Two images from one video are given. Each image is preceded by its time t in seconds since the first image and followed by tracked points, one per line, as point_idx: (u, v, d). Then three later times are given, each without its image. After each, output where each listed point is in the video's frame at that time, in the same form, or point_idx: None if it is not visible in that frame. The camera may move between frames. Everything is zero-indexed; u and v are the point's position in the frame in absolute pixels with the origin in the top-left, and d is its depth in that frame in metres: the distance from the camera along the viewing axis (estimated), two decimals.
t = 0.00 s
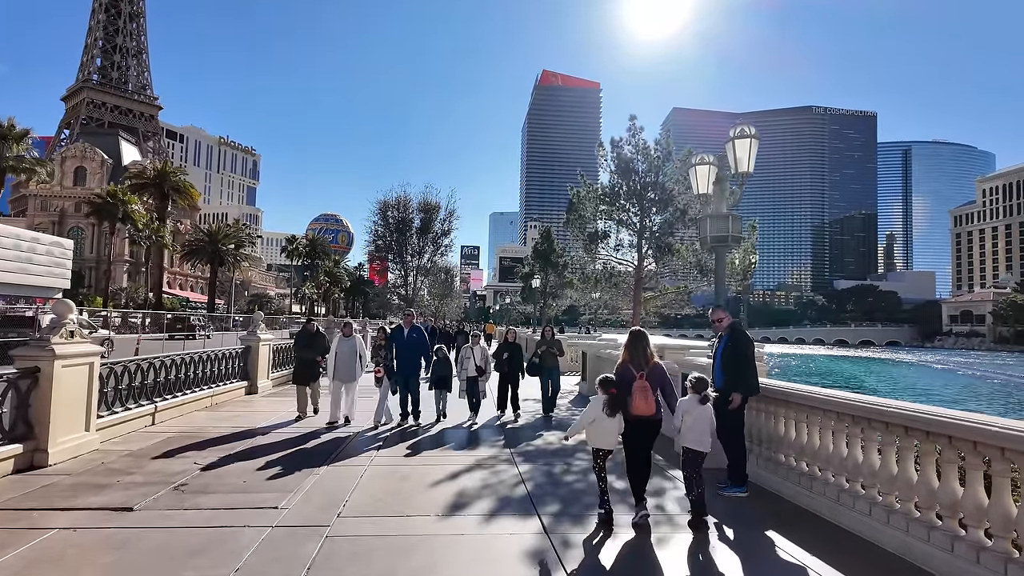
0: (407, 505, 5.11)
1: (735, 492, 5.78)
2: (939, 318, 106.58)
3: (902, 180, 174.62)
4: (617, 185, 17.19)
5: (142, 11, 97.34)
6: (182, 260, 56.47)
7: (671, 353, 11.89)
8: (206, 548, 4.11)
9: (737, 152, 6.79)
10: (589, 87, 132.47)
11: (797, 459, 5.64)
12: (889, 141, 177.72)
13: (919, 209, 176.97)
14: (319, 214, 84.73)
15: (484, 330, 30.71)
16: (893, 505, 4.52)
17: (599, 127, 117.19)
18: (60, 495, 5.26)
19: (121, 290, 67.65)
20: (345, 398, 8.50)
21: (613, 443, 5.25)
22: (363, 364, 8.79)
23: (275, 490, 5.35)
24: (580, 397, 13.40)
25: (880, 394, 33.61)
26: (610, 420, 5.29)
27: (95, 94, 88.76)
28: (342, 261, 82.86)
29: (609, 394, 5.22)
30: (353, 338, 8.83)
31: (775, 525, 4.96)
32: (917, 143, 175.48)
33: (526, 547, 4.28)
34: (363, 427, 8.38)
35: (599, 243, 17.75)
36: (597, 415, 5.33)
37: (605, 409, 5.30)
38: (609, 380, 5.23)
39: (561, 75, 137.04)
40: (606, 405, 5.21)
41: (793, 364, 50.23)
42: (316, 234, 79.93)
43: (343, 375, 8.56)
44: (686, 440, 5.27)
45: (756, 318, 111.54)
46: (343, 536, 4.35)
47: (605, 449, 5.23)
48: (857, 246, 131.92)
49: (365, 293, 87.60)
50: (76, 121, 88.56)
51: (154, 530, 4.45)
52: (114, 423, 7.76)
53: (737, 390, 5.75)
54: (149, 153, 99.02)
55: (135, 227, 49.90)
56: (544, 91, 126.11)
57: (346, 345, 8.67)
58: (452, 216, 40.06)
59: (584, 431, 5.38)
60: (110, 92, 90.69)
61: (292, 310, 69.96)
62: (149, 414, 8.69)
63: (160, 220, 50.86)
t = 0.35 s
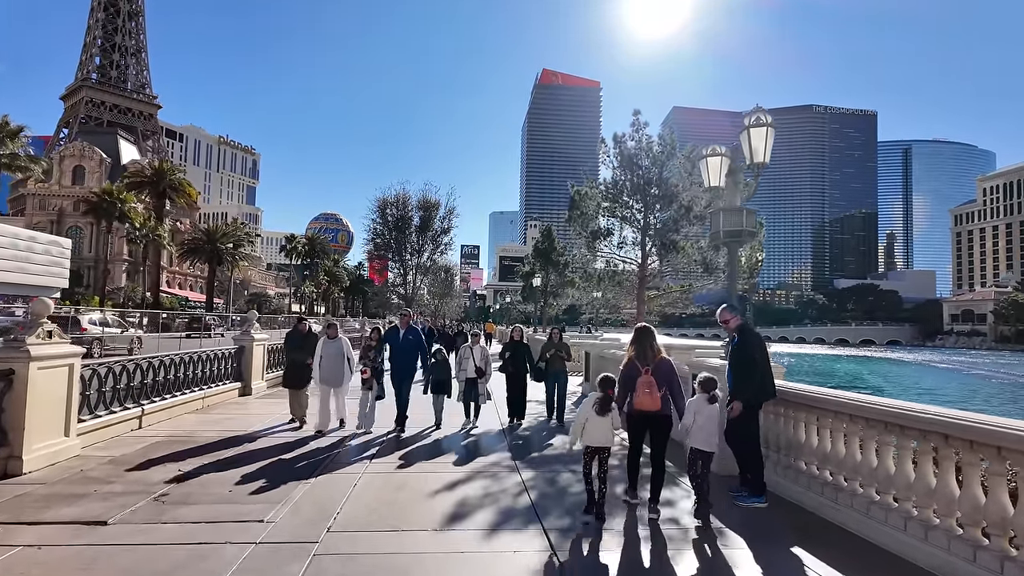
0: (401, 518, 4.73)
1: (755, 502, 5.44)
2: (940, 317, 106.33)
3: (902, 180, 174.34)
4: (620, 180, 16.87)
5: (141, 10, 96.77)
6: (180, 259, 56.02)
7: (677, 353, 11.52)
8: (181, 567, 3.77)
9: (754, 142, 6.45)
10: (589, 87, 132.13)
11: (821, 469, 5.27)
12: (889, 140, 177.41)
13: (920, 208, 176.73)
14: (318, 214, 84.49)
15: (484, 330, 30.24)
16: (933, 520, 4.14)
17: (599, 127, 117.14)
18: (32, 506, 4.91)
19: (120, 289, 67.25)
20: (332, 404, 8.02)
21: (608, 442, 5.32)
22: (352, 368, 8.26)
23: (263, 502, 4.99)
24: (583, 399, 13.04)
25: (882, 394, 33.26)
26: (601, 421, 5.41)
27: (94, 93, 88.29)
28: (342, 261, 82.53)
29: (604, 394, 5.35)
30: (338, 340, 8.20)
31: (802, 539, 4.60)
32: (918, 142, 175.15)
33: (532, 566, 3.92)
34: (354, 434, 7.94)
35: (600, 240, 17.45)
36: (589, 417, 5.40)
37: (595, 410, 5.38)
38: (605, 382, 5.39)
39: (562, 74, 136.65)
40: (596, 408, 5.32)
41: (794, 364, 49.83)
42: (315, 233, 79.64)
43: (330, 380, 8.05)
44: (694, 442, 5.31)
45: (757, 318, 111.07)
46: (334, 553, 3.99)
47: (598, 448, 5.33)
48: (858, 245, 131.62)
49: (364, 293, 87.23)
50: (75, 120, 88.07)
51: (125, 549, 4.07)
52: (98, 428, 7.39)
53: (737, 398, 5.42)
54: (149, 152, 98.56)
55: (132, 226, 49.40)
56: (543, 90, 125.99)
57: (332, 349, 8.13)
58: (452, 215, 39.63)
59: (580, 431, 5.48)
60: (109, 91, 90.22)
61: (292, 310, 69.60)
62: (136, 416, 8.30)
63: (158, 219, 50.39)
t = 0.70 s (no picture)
0: (397, 535, 4.35)
1: (778, 514, 5.09)
2: (941, 315, 106.10)
3: (903, 178, 174.06)
4: (625, 175, 16.53)
5: (140, 8, 96.28)
6: (178, 258, 55.60)
7: (685, 353, 11.20)
8: None
9: (770, 130, 6.09)
10: (589, 84, 131.60)
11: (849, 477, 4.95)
12: (890, 139, 177.01)
13: (921, 207, 176.49)
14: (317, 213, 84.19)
15: (486, 329, 29.84)
16: (982, 538, 3.76)
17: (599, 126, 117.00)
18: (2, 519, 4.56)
19: (120, 288, 66.87)
20: (320, 410, 7.55)
21: (615, 439, 5.25)
22: (340, 368, 7.66)
23: (252, 515, 4.66)
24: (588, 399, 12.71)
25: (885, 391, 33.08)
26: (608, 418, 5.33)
27: (93, 91, 87.88)
28: (342, 260, 82.26)
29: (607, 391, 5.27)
30: (326, 338, 7.68)
31: (835, 557, 4.26)
32: (918, 140, 174.84)
33: None
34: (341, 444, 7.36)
35: (605, 237, 17.11)
36: (591, 416, 5.33)
37: (601, 407, 5.33)
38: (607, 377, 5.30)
39: (562, 72, 136.15)
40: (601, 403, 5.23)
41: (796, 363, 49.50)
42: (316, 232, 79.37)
43: (317, 382, 7.49)
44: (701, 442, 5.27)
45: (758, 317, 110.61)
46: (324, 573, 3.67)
47: (605, 446, 5.25)
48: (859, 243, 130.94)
49: (364, 292, 86.92)
50: (75, 119, 87.60)
51: (94, 569, 3.72)
52: (81, 433, 7.01)
53: (743, 399, 5.22)
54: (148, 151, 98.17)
55: (130, 224, 48.94)
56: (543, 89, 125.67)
57: (318, 347, 7.52)
58: (452, 213, 39.23)
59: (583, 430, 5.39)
60: (108, 89, 89.81)
61: (292, 309, 69.34)
62: (124, 420, 7.92)
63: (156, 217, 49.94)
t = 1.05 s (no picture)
0: (387, 551, 4.00)
1: (793, 520, 4.66)
2: (941, 314, 105.81)
3: (902, 176, 173.85)
4: (628, 170, 16.19)
5: (138, 7, 95.89)
6: (176, 257, 55.17)
7: (689, 352, 10.93)
8: None
9: (787, 116, 5.77)
10: (588, 83, 131.70)
11: (875, 486, 4.52)
12: (889, 137, 176.72)
13: (920, 205, 176.31)
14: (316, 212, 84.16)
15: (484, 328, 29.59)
16: None
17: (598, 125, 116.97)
18: None
19: (118, 289, 66.55)
20: (306, 414, 7.14)
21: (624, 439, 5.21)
22: (326, 373, 7.30)
23: (228, 529, 4.31)
24: (590, 399, 12.43)
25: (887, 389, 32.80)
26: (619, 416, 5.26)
27: (91, 91, 87.55)
28: (341, 259, 82.00)
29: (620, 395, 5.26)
30: (312, 341, 7.32)
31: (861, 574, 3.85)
32: (918, 138, 174.68)
33: None
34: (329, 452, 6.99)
35: (607, 234, 16.80)
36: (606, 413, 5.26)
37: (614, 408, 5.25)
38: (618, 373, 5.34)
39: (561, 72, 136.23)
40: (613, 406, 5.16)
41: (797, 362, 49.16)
42: (315, 231, 79.09)
43: (302, 386, 7.10)
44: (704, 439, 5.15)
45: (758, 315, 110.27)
46: None
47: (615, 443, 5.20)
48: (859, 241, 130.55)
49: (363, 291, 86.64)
50: (73, 119, 87.18)
51: None
52: (57, 438, 6.65)
53: (744, 396, 5.00)
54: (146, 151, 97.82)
55: (126, 224, 48.54)
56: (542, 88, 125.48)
57: (303, 350, 7.17)
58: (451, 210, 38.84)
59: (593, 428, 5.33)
60: (106, 89, 89.46)
61: (291, 309, 69.02)
62: (105, 423, 7.56)
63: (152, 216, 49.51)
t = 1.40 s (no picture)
0: (369, 570, 3.71)
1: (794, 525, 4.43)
2: (942, 311, 105.46)
3: (903, 174, 173.51)
4: (631, 165, 15.77)
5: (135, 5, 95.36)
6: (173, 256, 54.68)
7: (693, 352, 10.59)
8: None
9: (802, 102, 5.41)
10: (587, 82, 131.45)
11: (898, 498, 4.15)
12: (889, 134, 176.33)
13: (920, 202, 175.97)
14: (315, 212, 83.68)
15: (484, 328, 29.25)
16: None
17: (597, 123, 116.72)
18: None
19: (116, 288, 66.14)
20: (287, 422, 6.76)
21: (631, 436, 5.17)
22: (308, 378, 6.89)
23: (199, 550, 3.98)
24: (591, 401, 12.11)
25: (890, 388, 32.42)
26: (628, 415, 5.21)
27: (89, 89, 86.99)
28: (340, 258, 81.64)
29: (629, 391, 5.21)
30: (296, 342, 6.91)
31: None
32: (918, 136, 174.36)
33: None
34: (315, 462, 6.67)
35: (609, 231, 16.42)
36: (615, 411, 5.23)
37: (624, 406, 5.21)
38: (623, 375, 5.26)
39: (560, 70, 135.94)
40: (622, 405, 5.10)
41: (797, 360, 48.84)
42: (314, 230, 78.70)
43: (279, 393, 6.68)
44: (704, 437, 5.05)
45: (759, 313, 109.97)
46: None
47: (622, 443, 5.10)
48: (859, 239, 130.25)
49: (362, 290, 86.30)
50: (70, 117, 86.58)
51: None
52: (27, 447, 6.26)
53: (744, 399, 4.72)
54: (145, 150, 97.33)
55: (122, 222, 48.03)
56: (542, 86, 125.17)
57: (285, 352, 6.77)
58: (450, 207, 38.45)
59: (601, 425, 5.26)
60: (104, 88, 88.92)
61: (290, 308, 68.62)
62: (84, 428, 7.20)
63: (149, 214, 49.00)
